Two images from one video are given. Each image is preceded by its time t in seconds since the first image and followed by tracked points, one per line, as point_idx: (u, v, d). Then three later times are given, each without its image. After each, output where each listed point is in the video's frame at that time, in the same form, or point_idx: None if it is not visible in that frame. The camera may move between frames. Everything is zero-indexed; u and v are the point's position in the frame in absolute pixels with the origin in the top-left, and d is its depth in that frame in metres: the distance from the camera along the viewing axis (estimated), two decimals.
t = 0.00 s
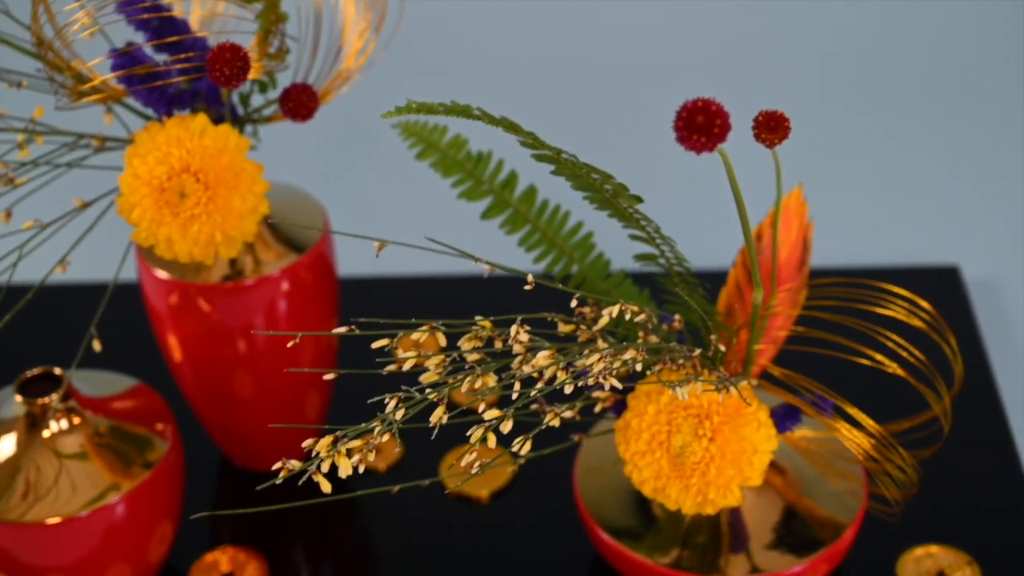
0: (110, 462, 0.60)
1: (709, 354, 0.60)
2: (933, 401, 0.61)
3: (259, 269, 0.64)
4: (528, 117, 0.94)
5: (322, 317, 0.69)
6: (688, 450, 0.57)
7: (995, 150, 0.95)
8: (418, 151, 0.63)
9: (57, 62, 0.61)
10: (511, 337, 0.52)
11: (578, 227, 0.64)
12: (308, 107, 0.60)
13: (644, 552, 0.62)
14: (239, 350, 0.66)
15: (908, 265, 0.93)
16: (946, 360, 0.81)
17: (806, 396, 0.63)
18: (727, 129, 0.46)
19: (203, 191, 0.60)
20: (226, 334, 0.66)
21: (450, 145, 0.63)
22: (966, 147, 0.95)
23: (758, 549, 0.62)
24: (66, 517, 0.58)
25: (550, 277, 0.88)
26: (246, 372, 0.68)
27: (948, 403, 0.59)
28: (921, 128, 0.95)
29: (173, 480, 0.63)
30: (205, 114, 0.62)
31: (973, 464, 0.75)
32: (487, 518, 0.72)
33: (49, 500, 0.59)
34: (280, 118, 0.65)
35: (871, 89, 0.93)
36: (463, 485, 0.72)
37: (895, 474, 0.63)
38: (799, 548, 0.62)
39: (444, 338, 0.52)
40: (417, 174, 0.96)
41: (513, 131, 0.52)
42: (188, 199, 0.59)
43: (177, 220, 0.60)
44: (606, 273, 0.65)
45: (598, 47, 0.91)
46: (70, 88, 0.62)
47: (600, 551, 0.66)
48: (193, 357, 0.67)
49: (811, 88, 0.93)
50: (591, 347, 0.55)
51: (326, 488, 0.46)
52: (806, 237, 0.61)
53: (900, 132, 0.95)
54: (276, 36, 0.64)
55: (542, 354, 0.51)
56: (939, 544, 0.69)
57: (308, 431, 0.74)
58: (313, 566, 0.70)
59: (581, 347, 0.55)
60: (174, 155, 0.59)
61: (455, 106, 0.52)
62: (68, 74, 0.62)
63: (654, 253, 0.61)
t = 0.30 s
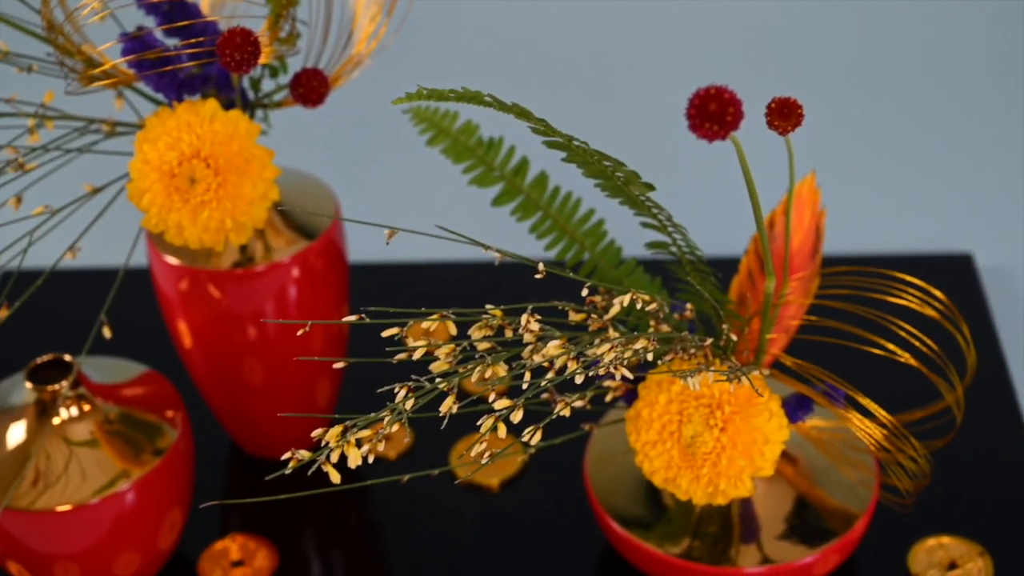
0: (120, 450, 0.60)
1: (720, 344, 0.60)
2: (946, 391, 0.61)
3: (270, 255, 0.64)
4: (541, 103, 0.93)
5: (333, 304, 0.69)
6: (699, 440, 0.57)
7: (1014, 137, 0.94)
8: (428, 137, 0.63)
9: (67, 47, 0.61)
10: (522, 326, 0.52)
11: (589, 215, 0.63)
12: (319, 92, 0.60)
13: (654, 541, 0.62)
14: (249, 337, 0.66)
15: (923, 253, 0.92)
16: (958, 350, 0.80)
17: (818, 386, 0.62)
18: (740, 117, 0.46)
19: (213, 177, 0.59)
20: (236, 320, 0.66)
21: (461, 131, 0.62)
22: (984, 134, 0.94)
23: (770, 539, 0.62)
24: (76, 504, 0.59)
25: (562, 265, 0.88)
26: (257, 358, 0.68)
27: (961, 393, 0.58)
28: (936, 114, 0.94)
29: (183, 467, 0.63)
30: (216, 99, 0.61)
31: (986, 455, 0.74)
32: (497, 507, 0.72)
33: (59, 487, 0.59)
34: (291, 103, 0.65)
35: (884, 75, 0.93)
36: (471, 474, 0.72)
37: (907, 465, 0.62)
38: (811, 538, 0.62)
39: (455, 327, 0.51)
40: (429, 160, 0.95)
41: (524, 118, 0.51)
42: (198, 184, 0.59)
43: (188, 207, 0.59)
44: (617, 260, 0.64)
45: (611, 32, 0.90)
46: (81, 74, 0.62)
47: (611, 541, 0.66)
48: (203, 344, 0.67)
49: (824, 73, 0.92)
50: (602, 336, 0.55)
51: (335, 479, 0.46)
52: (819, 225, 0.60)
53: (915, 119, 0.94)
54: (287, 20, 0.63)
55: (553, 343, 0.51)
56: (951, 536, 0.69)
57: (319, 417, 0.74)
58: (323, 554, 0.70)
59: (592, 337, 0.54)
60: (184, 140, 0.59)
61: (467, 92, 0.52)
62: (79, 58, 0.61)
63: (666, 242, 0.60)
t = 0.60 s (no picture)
0: (129, 444, 0.61)
1: (730, 342, 0.59)
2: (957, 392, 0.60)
3: (279, 249, 0.64)
4: (553, 100, 0.92)
5: (342, 297, 0.69)
6: (709, 439, 0.56)
7: None
8: (439, 132, 0.62)
9: (77, 40, 0.61)
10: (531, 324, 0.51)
11: (599, 211, 0.63)
12: (330, 86, 0.60)
13: (662, 539, 0.62)
14: (258, 330, 0.66)
15: (935, 249, 0.91)
16: (969, 350, 0.80)
17: (827, 385, 0.61)
18: (751, 116, 0.45)
19: (222, 172, 0.59)
20: (245, 314, 0.66)
21: (472, 126, 0.62)
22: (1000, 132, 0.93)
23: (779, 538, 0.61)
24: (84, 499, 0.59)
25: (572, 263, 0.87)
26: (266, 352, 0.68)
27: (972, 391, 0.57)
28: (956, 114, 0.92)
29: (191, 461, 0.63)
30: (225, 93, 0.61)
31: (997, 453, 0.74)
32: (505, 504, 0.72)
33: (67, 482, 0.59)
34: (301, 97, 0.64)
35: (907, 77, 0.90)
36: (480, 471, 0.72)
37: (916, 464, 0.61)
38: (819, 537, 0.61)
39: (464, 324, 0.51)
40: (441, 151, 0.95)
41: (534, 115, 0.51)
42: (208, 179, 0.59)
43: (197, 201, 0.59)
44: (627, 257, 0.64)
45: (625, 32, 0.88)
46: (91, 66, 0.62)
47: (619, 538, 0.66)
48: (212, 338, 0.67)
49: (843, 74, 0.90)
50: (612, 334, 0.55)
51: (343, 479, 0.46)
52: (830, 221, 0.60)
53: (933, 118, 0.92)
54: (297, 14, 0.63)
55: (562, 342, 0.51)
56: (961, 535, 0.68)
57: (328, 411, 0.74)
58: (331, 550, 0.70)
59: (601, 335, 0.54)
60: (193, 134, 0.59)
61: (476, 88, 0.51)
62: (89, 51, 0.61)
63: (677, 239, 0.60)
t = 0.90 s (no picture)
0: (137, 447, 0.61)
1: (739, 348, 0.59)
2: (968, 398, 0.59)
3: (288, 252, 0.64)
4: (563, 102, 0.92)
5: (350, 299, 0.68)
6: (718, 445, 0.56)
7: None
8: (447, 135, 0.61)
9: (85, 42, 0.61)
10: (539, 330, 0.51)
11: (609, 215, 0.62)
12: (338, 89, 0.60)
13: (671, 544, 0.61)
14: (266, 332, 0.66)
15: (946, 253, 0.91)
16: (979, 355, 0.79)
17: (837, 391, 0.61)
18: (761, 123, 0.44)
19: (231, 175, 0.59)
20: (253, 317, 0.65)
21: (481, 130, 0.61)
22: (1011, 133, 0.92)
23: (788, 544, 0.61)
24: (93, 501, 0.59)
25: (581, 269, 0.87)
26: (274, 354, 0.67)
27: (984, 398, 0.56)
28: (970, 115, 0.91)
29: (200, 464, 0.64)
30: (234, 96, 0.61)
31: (1007, 458, 0.74)
32: (514, 508, 0.72)
33: (75, 485, 0.59)
34: (309, 100, 0.64)
35: (920, 79, 0.89)
36: (490, 476, 0.72)
37: (927, 471, 0.61)
38: (829, 543, 0.61)
39: (471, 330, 0.51)
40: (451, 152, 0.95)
41: (544, 120, 0.50)
42: (216, 182, 0.59)
43: (205, 204, 0.59)
44: (636, 261, 0.63)
45: (636, 34, 0.87)
46: (99, 68, 0.62)
47: (627, 544, 0.66)
48: (220, 340, 0.67)
49: (856, 75, 0.89)
50: (620, 340, 0.54)
51: (350, 484, 0.46)
52: (840, 226, 0.59)
53: (946, 120, 0.92)
54: (306, 16, 0.63)
55: (571, 348, 0.51)
56: (971, 541, 0.68)
57: (336, 413, 0.74)
58: (338, 552, 0.70)
59: (610, 341, 0.54)
60: (202, 137, 0.59)
61: (485, 93, 0.51)
62: (97, 53, 0.61)
63: (686, 244, 0.60)
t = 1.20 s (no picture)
0: (153, 446, 0.61)
1: (756, 357, 0.59)
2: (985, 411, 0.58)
3: (305, 253, 0.64)
4: (583, 106, 0.91)
5: (366, 301, 0.68)
6: (733, 455, 0.56)
7: None
8: (465, 137, 0.61)
9: (105, 41, 0.61)
10: (554, 337, 0.51)
11: (627, 222, 0.61)
12: (356, 92, 0.59)
13: (685, 553, 0.61)
14: (282, 333, 0.66)
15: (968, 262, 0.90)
16: (999, 368, 0.79)
17: (855, 403, 0.61)
18: (779, 135, 0.44)
19: (249, 176, 0.59)
20: (270, 317, 0.65)
21: (499, 134, 0.61)
22: None
23: (803, 554, 0.61)
24: (108, 499, 0.59)
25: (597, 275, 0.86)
26: (290, 354, 0.68)
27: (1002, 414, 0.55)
28: (993, 123, 0.90)
29: (215, 463, 0.64)
30: (252, 97, 0.61)
31: None
32: (527, 513, 0.72)
33: (91, 482, 0.59)
34: (328, 102, 0.64)
35: (945, 84, 0.88)
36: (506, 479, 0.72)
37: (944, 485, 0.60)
38: (845, 555, 0.61)
39: (487, 336, 0.51)
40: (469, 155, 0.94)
41: (562, 127, 0.50)
42: (234, 183, 0.59)
43: (223, 205, 0.59)
44: (654, 269, 0.63)
45: (659, 38, 0.87)
46: (119, 67, 0.62)
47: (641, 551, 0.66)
48: (237, 340, 0.67)
49: (880, 81, 0.89)
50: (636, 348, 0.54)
51: (363, 490, 0.46)
52: (859, 236, 0.59)
53: (970, 128, 0.91)
54: (326, 18, 0.63)
55: (586, 356, 0.51)
56: (987, 554, 0.67)
57: (352, 414, 0.74)
58: (353, 552, 0.70)
59: (626, 349, 0.54)
60: (220, 138, 0.59)
61: (503, 100, 0.51)
62: (117, 52, 0.61)
63: (704, 253, 0.59)
